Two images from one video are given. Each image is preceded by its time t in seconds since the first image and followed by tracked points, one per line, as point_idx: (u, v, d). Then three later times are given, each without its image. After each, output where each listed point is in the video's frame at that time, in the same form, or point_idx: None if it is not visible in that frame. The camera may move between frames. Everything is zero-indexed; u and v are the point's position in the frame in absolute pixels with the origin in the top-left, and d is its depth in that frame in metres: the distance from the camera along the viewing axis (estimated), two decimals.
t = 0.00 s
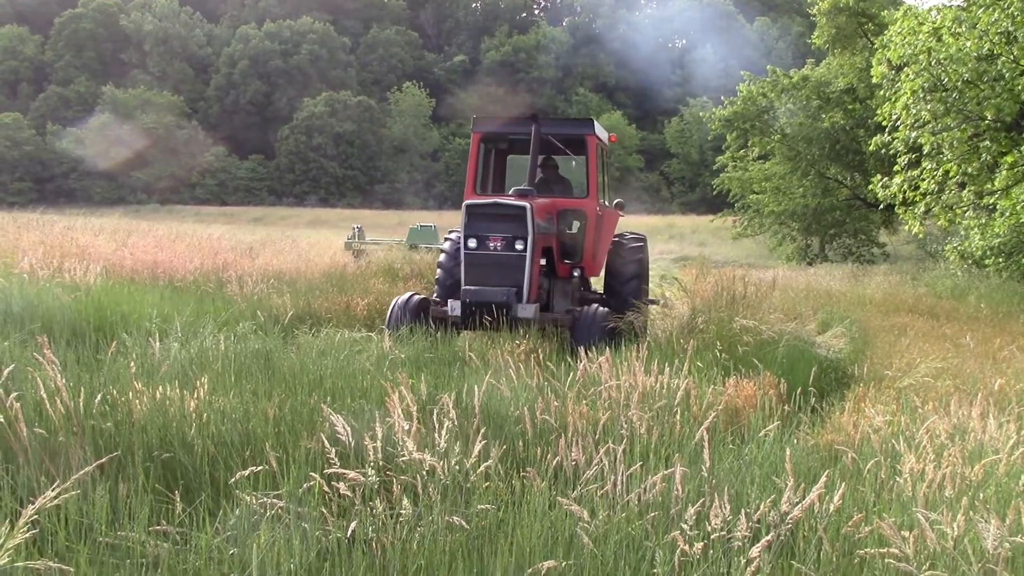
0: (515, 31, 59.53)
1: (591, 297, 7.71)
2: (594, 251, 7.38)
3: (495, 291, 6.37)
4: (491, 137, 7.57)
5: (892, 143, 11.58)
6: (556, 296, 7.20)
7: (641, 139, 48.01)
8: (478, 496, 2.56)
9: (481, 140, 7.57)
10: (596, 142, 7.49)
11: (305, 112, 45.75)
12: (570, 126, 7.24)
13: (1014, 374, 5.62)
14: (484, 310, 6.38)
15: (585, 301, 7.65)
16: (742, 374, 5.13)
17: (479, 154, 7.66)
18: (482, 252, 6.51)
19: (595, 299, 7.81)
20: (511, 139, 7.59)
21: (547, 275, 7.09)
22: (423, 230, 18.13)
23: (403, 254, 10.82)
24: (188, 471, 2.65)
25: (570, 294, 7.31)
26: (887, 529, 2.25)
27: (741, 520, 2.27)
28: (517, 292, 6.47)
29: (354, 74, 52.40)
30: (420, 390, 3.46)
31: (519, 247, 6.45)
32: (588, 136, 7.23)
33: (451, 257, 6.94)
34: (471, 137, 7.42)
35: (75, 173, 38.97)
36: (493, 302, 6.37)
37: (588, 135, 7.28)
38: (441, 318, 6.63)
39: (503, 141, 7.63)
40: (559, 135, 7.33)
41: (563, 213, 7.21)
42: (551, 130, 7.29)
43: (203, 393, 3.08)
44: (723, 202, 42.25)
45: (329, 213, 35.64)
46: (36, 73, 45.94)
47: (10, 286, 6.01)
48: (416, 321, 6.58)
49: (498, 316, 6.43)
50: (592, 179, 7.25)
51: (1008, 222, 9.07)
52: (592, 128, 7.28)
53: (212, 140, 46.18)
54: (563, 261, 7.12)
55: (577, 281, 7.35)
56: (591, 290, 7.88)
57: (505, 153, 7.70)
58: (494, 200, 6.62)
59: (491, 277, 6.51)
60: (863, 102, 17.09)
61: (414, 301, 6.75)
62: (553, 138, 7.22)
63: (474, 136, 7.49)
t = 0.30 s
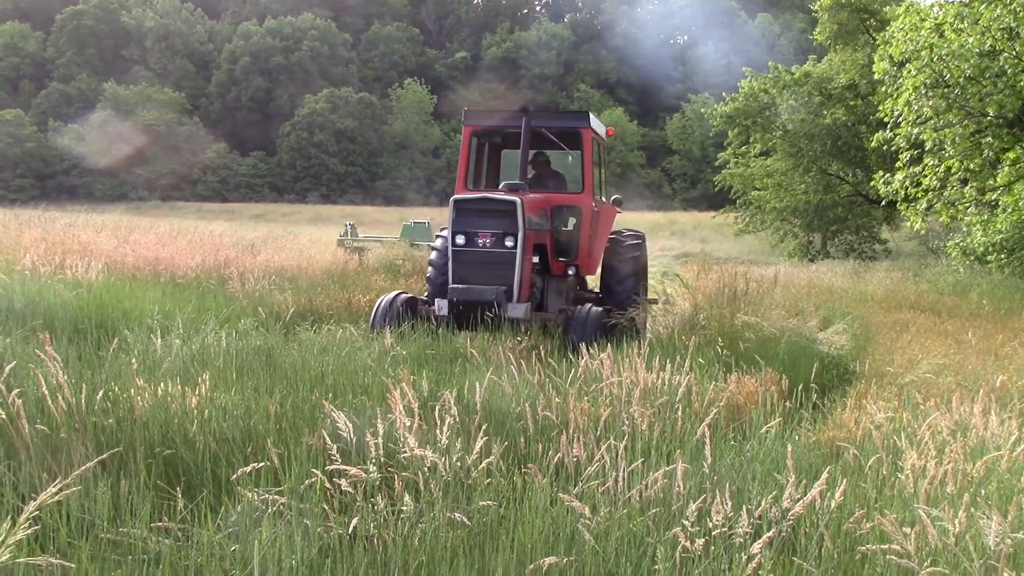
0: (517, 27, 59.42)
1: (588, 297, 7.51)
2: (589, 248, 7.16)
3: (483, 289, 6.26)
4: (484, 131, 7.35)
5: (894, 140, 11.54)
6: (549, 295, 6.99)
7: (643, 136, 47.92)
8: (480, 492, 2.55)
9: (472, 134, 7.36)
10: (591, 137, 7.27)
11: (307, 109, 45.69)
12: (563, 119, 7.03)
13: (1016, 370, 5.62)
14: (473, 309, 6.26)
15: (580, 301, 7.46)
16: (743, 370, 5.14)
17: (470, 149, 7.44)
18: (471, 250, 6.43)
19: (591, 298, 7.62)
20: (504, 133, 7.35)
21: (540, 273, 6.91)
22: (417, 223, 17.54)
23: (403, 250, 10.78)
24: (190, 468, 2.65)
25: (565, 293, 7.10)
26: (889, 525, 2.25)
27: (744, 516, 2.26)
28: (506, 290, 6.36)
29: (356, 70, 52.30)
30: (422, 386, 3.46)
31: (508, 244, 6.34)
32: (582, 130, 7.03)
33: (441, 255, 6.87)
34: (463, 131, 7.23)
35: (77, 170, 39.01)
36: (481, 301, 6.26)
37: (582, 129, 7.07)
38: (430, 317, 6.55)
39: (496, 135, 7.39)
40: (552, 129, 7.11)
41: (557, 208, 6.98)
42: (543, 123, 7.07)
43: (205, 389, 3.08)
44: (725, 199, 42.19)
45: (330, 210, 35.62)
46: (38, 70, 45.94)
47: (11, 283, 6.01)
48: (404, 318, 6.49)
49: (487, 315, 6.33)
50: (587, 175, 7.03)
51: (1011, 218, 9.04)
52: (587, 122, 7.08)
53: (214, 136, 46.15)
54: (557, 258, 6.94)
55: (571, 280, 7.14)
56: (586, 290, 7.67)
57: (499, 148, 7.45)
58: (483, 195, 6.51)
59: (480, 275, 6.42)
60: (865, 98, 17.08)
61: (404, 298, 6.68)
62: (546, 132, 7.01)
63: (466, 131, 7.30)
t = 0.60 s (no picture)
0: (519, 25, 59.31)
1: (583, 297, 7.32)
2: (584, 246, 6.99)
3: (469, 289, 6.04)
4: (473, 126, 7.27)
5: (896, 137, 11.52)
6: (543, 295, 6.79)
7: (645, 134, 47.87)
8: (481, 490, 2.56)
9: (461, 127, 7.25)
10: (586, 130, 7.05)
11: (309, 107, 45.65)
12: (556, 111, 6.81)
13: (1019, 367, 5.64)
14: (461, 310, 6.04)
15: (575, 300, 7.27)
16: (745, 367, 5.15)
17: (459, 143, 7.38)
18: (457, 248, 6.21)
19: (587, 298, 7.40)
20: (494, 129, 7.31)
21: (533, 272, 6.69)
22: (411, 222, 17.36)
23: (404, 249, 10.75)
24: (192, 466, 2.65)
25: (559, 293, 6.92)
26: (890, 522, 2.26)
27: (745, 513, 2.26)
28: (494, 290, 6.14)
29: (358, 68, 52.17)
30: (423, 384, 3.47)
31: (496, 242, 6.10)
32: (575, 122, 6.80)
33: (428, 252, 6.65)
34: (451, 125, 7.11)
35: (79, 168, 39.07)
36: (468, 301, 6.03)
37: (576, 122, 6.86)
38: (416, 317, 6.33)
39: (486, 130, 7.34)
40: (545, 122, 6.90)
41: (550, 205, 6.81)
42: (536, 116, 6.86)
43: (207, 388, 3.08)
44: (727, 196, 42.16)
45: (332, 208, 35.61)
46: (40, 68, 46.00)
47: (14, 281, 6.04)
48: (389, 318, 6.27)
49: (475, 315, 6.12)
50: (581, 171, 6.80)
51: (1013, 215, 9.03)
52: (581, 114, 6.85)
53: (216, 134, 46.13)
54: (550, 256, 6.74)
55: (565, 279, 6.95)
56: (582, 289, 7.48)
57: (490, 143, 7.43)
58: (470, 190, 6.28)
59: (468, 274, 6.20)
60: (868, 95, 17.12)
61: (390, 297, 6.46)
62: (538, 125, 6.81)
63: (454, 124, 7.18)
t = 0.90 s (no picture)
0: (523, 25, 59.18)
1: (577, 299, 7.10)
2: (576, 246, 6.78)
3: (451, 292, 5.75)
4: (463, 122, 7.04)
5: (900, 136, 11.47)
6: (536, 297, 6.59)
7: (649, 133, 47.81)
8: (485, 490, 2.56)
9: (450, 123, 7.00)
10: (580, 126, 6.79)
11: (313, 107, 45.58)
12: (549, 106, 6.57)
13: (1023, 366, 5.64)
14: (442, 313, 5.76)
15: (569, 303, 7.05)
16: (749, 367, 5.15)
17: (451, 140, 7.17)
18: (440, 249, 5.92)
19: (582, 300, 7.15)
20: (485, 124, 7.10)
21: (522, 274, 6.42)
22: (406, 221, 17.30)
23: (407, 249, 10.70)
24: (197, 467, 2.66)
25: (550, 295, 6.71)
26: (894, 522, 2.24)
27: (750, 512, 2.26)
28: (478, 293, 5.87)
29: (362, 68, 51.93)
30: (428, 385, 3.47)
31: (482, 242, 5.82)
32: (568, 118, 6.55)
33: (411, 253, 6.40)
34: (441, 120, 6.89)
35: (83, 168, 39.26)
36: (450, 304, 5.75)
37: (569, 117, 6.61)
38: (397, 321, 6.06)
39: (478, 126, 7.10)
40: (538, 118, 6.65)
41: (541, 204, 6.58)
42: (528, 111, 6.62)
43: (212, 388, 3.08)
44: (731, 195, 42.10)
45: (336, 208, 35.60)
46: (44, 69, 46.13)
47: (18, 282, 6.05)
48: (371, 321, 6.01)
49: (458, 319, 5.84)
50: (574, 168, 6.56)
51: (1018, 213, 9.01)
52: (574, 109, 6.60)
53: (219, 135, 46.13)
54: (540, 257, 6.50)
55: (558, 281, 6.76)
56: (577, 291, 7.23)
57: (483, 141, 7.20)
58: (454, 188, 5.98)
59: (451, 275, 5.93)
60: (871, 94, 17.13)
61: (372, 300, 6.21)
62: (531, 120, 6.57)
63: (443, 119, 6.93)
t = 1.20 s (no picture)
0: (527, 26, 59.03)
1: (574, 306, 6.74)
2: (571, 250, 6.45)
3: (431, 298, 5.42)
4: (455, 121, 6.68)
5: (906, 133, 11.41)
6: (528, 303, 6.26)
7: (654, 133, 47.76)
8: (494, 493, 2.56)
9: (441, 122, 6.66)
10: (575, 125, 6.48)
11: (317, 111, 45.42)
12: (542, 105, 6.25)
13: None
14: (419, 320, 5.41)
15: (566, 310, 6.72)
16: (757, 367, 5.13)
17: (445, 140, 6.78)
18: (420, 254, 5.58)
19: (580, 306, 6.79)
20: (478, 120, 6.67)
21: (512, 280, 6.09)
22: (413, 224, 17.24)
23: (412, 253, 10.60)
24: (206, 473, 2.66)
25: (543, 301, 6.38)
26: (904, 521, 2.24)
27: (759, 514, 2.25)
28: (459, 300, 5.52)
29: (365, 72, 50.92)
30: (435, 388, 3.46)
31: (463, 247, 5.48)
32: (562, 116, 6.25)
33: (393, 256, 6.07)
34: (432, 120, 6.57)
35: (90, 174, 39.68)
36: (429, 311, 5.41)
37: (563, 115, 6.31)
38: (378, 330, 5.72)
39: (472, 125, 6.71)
40: (532, 117, 6.34)
41: (533, 205, 6.28)
42: (521, 110, 6.30)
43: (220, 393, 3.09)
44: (737, 195, 42.04)
45: (342, 212, 35.65)
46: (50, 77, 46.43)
47: (27, 289, 6.08)
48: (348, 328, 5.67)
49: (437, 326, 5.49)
50: (569, 169, 6.27)
51: None
52: (568, 107, 6.29)
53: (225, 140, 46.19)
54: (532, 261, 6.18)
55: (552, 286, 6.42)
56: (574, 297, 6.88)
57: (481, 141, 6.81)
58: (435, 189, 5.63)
59: (431, 281, 5.59)
60: (877, 92, 17.07)
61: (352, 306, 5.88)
62: (523, 120, 6.22)
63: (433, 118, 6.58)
